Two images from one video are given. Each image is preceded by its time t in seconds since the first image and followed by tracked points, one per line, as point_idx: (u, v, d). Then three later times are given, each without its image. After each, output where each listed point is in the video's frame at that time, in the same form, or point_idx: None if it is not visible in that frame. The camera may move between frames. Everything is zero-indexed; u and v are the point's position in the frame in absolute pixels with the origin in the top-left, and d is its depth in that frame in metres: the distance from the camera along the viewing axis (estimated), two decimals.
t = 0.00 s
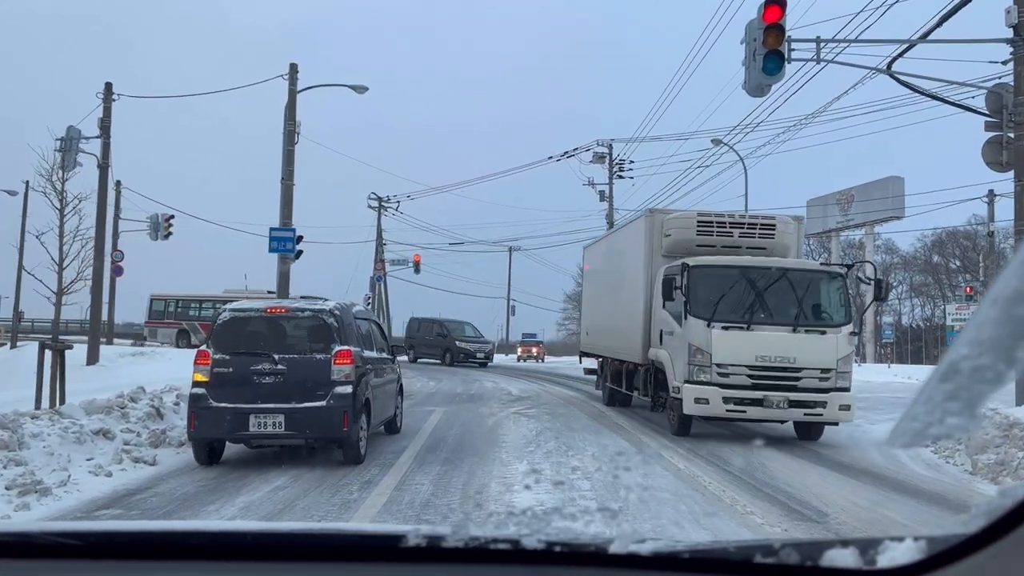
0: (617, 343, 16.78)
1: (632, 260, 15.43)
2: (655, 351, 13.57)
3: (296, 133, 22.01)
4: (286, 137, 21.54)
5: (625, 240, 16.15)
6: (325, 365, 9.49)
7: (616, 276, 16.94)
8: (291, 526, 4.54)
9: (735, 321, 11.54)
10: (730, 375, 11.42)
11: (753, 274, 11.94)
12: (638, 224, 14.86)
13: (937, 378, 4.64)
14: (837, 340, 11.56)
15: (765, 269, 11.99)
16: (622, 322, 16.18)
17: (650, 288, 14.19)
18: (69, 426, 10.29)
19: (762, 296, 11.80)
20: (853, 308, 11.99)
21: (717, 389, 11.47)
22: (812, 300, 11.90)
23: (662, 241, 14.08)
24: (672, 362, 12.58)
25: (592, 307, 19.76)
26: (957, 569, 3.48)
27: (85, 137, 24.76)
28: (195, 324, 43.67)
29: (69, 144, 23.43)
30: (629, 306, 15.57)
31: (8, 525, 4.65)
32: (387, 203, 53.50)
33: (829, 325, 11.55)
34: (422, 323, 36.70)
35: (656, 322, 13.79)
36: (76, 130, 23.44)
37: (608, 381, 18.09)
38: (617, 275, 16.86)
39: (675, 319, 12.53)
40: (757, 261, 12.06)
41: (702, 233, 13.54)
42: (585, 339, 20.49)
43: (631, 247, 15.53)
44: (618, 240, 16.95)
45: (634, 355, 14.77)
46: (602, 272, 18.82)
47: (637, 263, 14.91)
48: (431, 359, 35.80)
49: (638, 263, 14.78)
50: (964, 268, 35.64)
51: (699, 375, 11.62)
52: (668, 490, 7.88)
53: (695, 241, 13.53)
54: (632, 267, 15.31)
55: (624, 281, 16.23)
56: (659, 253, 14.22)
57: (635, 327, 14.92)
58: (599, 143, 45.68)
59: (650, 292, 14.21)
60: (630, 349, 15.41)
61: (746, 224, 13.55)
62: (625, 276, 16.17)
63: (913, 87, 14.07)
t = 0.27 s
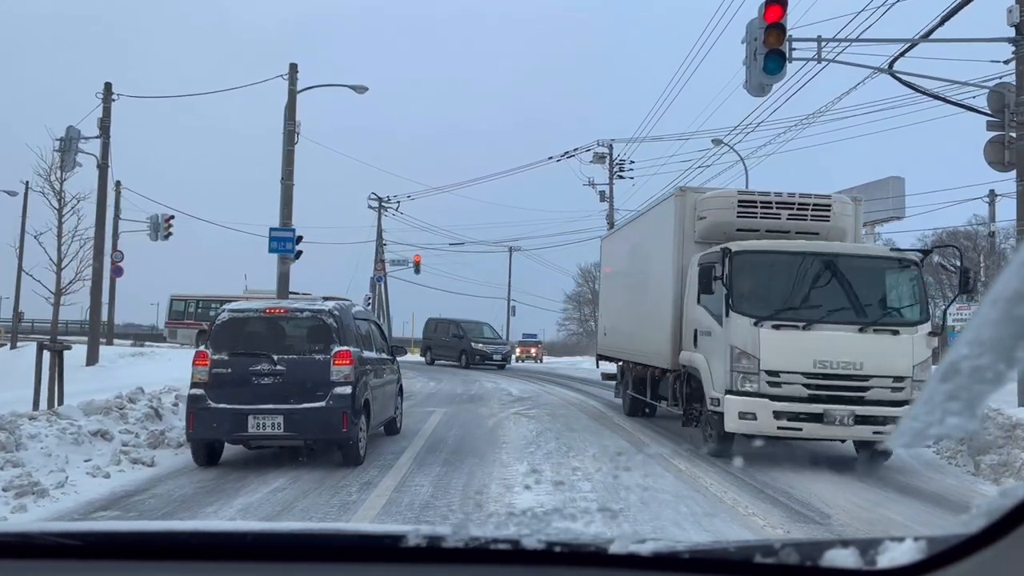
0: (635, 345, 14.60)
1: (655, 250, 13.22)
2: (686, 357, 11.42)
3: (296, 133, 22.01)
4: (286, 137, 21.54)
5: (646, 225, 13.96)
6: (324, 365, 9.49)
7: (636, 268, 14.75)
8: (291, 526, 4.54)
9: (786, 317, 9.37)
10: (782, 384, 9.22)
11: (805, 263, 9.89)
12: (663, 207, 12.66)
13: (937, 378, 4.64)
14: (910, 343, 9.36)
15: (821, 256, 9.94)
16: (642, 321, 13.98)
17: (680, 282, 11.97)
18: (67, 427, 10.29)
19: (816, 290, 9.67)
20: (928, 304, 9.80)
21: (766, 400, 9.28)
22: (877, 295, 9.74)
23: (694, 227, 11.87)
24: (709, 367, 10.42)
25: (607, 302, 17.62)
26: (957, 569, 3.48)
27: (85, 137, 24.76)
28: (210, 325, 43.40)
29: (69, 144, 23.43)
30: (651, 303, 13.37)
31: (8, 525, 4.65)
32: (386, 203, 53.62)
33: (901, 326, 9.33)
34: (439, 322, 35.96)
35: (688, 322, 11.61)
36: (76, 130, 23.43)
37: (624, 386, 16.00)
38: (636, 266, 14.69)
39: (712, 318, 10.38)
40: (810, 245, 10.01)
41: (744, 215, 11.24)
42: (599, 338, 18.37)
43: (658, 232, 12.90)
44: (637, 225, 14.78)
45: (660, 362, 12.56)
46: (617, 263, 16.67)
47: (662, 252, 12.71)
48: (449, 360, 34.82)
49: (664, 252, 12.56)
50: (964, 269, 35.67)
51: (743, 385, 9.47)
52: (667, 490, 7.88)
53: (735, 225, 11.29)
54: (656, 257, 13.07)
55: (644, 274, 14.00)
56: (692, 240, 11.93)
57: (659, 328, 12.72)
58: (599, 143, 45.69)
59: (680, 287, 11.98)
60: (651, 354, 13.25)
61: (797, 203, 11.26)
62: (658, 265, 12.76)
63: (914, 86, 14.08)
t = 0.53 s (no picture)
0: (666, 347, 12.57)
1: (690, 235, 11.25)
2: (733, 363, 9.40)
3: (296, 133, 22.01)
4: (287, 137, 21.54)
5: (678, 208, 12.00)
6: (324, 365, 9.49)
7: (664, 260, 12.79)
8: (291, 526, 4.54)
9: (868, 315, 7.25)
10: (863, 400, 7.14)
11: (879, 243, 7.86)
12: (701, 183, 10.70)
13: (938, 379, 4.63)
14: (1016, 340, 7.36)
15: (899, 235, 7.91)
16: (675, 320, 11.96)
17: (724, 273, 9.99)
18: (67, 428, 10.29)
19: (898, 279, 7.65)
20: None
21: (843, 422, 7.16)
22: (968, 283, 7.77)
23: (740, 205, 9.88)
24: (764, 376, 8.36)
25: (629, 299, 15.75)
26: (957, 569, 3.49)
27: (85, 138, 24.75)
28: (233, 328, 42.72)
29: (69, 144, 23.43)
30: (686, 298, 11.36)
31: (8, 525, 4.65)
32: (387, 203, 53.63)
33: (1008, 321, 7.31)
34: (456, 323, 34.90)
35: (734, 323, 9.60)
36: (76, 130, 23.43)
37: (649, 394, 14.03)
38: (666, 256, 12.74)
39: (768, 316, 8.29)
40: (890, 223, 7.92)
41: (802, 188, 9.39)
42: (618, 340, 16.52)
43: (696, 213, 10.94)
44: (665, 209, 12.86)
45: (699, 369, 10.52)
46: (641, 254, 14.73)
47: (698, 236, 10.74)
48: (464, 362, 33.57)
49: (703, 237, 10.55)
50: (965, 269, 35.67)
51: (812, 401, 7.35)
52: (667, 490, 7.88)
53: (791, 202, 9.38)
54: (693, 244, 11.10)
55: (677, 265, 12.00)
56: (737, 218, 9.94)
57: (698, 329, 10.69)
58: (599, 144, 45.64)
59: (724, 278, 9.99)
60: (687, 360, 11.20)
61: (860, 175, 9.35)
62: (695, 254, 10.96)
63: (915, 87, 14.07)
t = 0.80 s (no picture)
0: (704, 350, 10.47)
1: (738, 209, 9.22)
2: (807, 372, 7.38)
3: (296, 134, 22.02)
4: (287, 137, 21.55)
5: (720, 179, 9.99)
6: (325, 366, 9.50)
7: (701, 244, 10.73)
8: (292, 526, 4.54)
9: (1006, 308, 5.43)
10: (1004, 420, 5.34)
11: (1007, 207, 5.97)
12: (753, 144, 8.68)
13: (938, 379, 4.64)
14: None
15: None
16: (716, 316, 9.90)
17: (789, 253, 7.88)
18: (68, 428, 10.29)
19: None
20: None
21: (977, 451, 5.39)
22: None
23: (808, 166, 7.82)
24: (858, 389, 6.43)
25: (650, 295, 13.74)
26: (958, 569, 3.49)
27: (85, 138, 24.75)
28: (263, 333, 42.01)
29: (69, 144, 23.44)
30: (734, 288, 9.26)
31: (9, 525, 4.65)
32: (387, 204, 53.67)
33: None
34: (472, 324, 33.76)
35: (810, 321, 7.51)
36: (76, 130, 23.43)
37: (678, 407, 12.03)
38: (702, 241, 10.72)
39: (862, 308, 6.43)
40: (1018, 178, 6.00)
41: (892, 144, 7.20)
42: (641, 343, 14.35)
43: (746, 180, 8.89)
44: (700, 185, 10.92)
45: (756, 378, 8.40)
46: (666, 244, 12.76)
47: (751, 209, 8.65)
48: (479, 365, 32.46)
49: (757, 209, 8.48)
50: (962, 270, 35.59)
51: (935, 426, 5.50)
52: (668, 490, 7.88)
53: (877, 164, 7.24)
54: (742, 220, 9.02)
55: (718, 250, 9.93)
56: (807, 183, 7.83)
57: (751, 326, 8.58)
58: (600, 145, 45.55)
59: (789, 259, 7.89)
60: (734, 363, 9.12)
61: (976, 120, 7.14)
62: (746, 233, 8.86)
63: (916, 86, 14.07)
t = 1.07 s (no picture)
0: (766, 350, 8.67)
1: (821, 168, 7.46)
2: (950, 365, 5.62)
3: (296, 134, 22.04)
4: (287, 137, 21.56)
5: (788, 139, 8.29)
6: (325, 366, 9.50)
7: (760, 223, 8.98)
8: (292, 526, 4.54)
9: None
10: None
11: None
12: (845, 82, 6.96)
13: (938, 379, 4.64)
14: None
15: None
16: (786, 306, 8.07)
17: (903, 216, 6.08)
18: (68, 428, 10.29)
19: None
20: None
21: None
22: None
23: (932, 96, 6.10)
24: None
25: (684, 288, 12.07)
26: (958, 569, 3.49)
27: (85, 138, 24.75)
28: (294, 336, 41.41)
29: (69, 145, 23.44)
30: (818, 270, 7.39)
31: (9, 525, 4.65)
32: (387, 204, 53.66)
33: None
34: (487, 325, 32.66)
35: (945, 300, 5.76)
36: (76, 131, 23.43)
37: (724, 424, 10.30)
38: (761, 218, 8.98)
39: None
40: None
41: None
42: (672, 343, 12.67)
43: (833, 130, 7.15)
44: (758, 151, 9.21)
45: (852, 378, 6.61)
46: (706, 231, 11.10)
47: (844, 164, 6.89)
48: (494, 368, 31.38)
49: (855, 161, 6.70)
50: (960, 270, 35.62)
51: None
52: (668, 490, 7.88)
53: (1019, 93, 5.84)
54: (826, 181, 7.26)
55: (789, 224, 8.13)
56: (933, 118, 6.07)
57: (844, 315, 6.72)
58: (600, 145, 45.53)
59: (904, 224, 6.08)
60: (817, 356, 7.35)
61: None
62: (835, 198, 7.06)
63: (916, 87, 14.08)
